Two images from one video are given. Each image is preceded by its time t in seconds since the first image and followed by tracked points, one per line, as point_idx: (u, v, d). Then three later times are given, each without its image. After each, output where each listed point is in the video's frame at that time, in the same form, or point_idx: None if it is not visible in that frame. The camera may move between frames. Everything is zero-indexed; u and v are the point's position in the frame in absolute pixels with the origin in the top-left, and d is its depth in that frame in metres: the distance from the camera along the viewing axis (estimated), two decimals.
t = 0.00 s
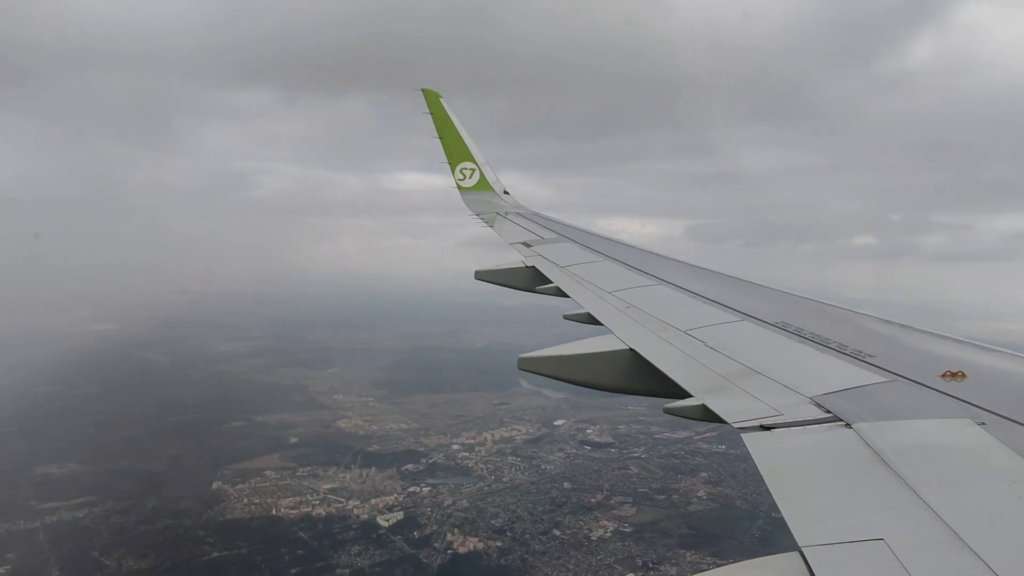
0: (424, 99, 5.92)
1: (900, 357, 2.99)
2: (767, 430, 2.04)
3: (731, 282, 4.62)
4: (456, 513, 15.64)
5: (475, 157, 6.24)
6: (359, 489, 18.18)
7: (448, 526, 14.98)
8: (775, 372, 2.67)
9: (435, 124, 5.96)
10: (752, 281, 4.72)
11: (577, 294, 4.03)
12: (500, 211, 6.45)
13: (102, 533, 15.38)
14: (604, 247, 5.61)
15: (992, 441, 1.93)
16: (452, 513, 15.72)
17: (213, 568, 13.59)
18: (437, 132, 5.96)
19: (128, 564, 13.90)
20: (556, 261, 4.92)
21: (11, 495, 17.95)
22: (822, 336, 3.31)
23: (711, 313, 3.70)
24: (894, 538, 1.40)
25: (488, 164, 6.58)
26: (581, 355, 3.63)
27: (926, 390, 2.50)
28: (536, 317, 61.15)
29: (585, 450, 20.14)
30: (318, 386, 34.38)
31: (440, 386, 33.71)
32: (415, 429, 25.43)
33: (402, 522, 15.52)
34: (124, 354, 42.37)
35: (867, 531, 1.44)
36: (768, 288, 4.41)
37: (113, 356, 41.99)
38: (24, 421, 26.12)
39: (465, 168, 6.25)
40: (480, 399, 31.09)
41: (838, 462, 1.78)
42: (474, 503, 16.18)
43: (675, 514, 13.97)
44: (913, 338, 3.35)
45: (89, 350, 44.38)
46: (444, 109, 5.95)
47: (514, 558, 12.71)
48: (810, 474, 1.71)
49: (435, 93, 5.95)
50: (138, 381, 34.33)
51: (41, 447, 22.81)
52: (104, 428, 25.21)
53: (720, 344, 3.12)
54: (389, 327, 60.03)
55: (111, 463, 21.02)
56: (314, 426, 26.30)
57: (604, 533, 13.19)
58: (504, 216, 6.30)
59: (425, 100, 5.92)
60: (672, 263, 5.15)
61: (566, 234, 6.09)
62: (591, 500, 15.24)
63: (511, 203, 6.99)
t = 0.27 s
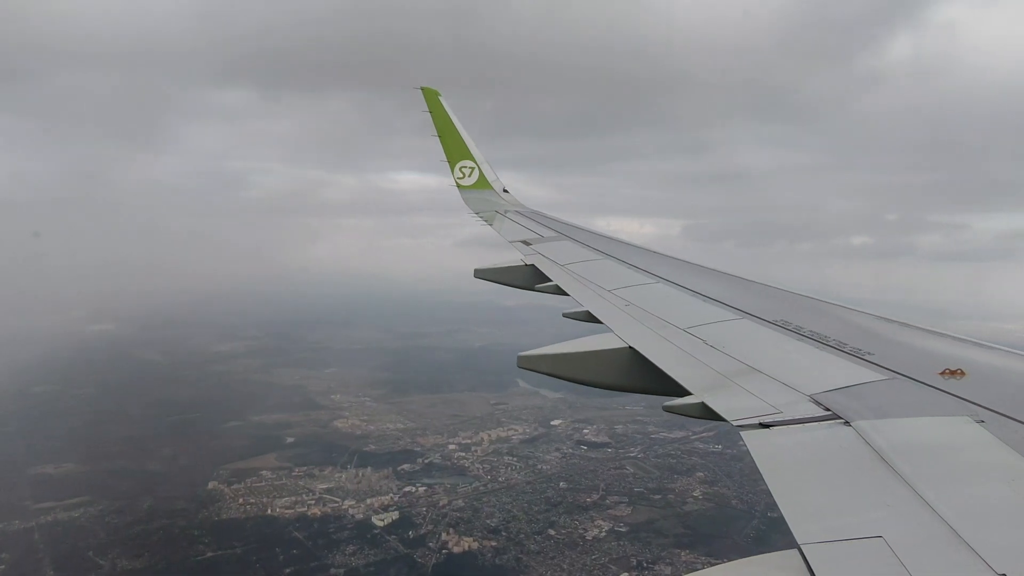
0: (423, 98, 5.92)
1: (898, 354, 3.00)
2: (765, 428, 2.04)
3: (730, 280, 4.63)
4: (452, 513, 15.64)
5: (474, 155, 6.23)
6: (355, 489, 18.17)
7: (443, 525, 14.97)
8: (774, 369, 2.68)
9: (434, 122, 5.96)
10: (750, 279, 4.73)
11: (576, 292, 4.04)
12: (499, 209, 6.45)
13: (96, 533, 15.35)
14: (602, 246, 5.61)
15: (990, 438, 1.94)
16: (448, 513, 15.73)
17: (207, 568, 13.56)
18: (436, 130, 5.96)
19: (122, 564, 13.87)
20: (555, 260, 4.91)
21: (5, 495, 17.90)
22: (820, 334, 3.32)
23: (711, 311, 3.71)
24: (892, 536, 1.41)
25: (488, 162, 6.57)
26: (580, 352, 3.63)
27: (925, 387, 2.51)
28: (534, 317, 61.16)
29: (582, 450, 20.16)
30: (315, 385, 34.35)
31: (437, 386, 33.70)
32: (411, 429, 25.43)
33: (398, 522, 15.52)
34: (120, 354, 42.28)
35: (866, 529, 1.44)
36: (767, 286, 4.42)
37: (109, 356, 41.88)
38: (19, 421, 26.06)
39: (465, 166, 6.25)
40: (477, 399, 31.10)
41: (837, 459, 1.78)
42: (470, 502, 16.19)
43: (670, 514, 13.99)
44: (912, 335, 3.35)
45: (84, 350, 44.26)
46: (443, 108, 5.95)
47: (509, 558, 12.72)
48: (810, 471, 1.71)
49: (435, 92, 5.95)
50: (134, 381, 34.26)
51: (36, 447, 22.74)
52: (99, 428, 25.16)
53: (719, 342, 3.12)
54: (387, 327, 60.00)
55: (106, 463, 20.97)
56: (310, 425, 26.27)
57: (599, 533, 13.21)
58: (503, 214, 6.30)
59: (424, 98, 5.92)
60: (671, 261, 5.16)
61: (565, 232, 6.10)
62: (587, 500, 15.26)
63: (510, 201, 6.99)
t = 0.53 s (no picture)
0: (422, 96, 5.91)
1: (898, 353, 3.00)
2: (765, 426, 2.04)
3: (729, 278, 4.63)
4: (447, 513, 15.64)
5: (473, 153, 6.22)
6: (351, 489, 18.15)
7: (438, 525, 14.97)
8: (774, 368, 2.68)
9: (433, 120, 5.95)
10: (749, 278, 4.74)
11: (575, 291, 4.03)
12: (498, 207, 6.44)
13: (91, 532, 15.29)
14: (602, 244, 5.61)
15: (989, 436, 1.94)
16: (443, 512, 15.73)
17: (202, 568, 13.53)
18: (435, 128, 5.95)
19: (116, 564, 13.83)
20: (555, 258, 4.90)
21: None
22: (820, 333, 3.32)
23: (710, 309, 3.71)
24: (892, 534, 1.41)
25: (487, 160, 6.56)
26: (579, 351, 3.62)
27: (925, 386, 2.51)
28: (531, 317, 61.14)
29: (578, 450, 20.18)
30: (312, 385, 34.31)
31: (434, 387, 33.68)
32: (408, 429, 25.42)
33: (393, 521, 15.51)
34: (116, 354, 42.17)
35: (866, 527, 1.44)
36: (766, 285, 4.42)
37: (104, 356, 41.73)
38: (14, 420, 25.96)
39: (464, 164, 6.24)
40: (474, 399, 31.10)
41: (837, 457, 1.78)
42: (465, 502, 16.19)
43: (665, 514, 14.01)
44: (911, 334, 3.36)
45: (80, 349, 44.10)
46: (442, 106, 5.95)
47: (504, 558, 12.72)
48: (809, 470, 1.71)
49: (434, 89, 5.94)
50: (129, 381, 34.16)
51: (31, 447, 22.66)
52: (95, 428, 25.08)
53: (719, 340, 3.12)
54: (384, 327, 59.93)
55: (101, 463, 20.90)
56: (307, 425, 26.24)
57: (594, 532, 13.23)
58: (503, 212, 6.29)
59: (423, 96, 5.91)
60: (670, 259, 5.16)
61: (565, 230, 6.09)
62: (582, 500, 15.27)
63: (509, 199, 6.98)
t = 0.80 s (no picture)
0: (421, 96, 5.91)
1: (897, 353, 3.00)
2: (765, 427, 2.04)
3: (726, 278, 4.64)
4: (442, 513, 15.65)
5: (472, 153, 6.23)
6: (346, 488, 18.14)
7: (434, 525, 14.97)
8: (772, 369, 2.68)
9: (432, 120, 5.95)
10: (745, 278, 4.74)
11: (574, 291, 4.03)
12: (497, 208, 6.43)
13: (86, 532, 15.27)
14: (601, 245, 5.60)
15: (989, 438, 1.94)
16: (439, 512, 15.73)
17: (196, 568, 13.50)
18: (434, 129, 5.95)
19: (111, 564, 13.80)
20: (553, 259, 4.90)
21: None
22: (818, 333, 3.33)
23: (708, 310, 3.71)
24: (891, 534, 1.41)
25: (485, 161, 6.56)
26: (579, 352, 3.61)
27: (924, 387, 2.51)
28: (529, 318, 61.20)
29: (574, 450, 20.21)
30: (309, 385, 34.28)
31: (431, 387, 33.68)
32: (405, 428, 25.43)
33: (388, 521, 15.51)
34: (112, 354, 42.02)
35: (865, 526, 1.45)
36: (764, 285, 4.42)
37: (101, 356, 41.62)
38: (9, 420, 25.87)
39: (462, 165, 6.24)
40: (472, 399, 31.11)
41: (834, 458, 1.78)
42: (461, 502, 16.19)
43: (661, 514, 14.03)
44: (908, 334, 3.36)
45: (77, 349, 44.01)
46: (441, 106, 5.94)
47: (498, 557, 12.73)
48: (812, 471, 1.71)
49: (433, 90, 5.94)
50: (126, 381, 34.09)
51: (26, 447, 22.60)
52: (90, 428, 25.02)
53: (717, 341, 3.12)
54: (382, 327, 59.91)
55: (97, 462, 20.85)
56: (304, 425, 26.22)
57: (589, 532, 13.25)
58: (502, 213, 6.28)
59: (422, 97, 5.91)
60: (669, 260, 5.16)
61: (563, 231, 6.08)
62: (578, 500, 15.28)
63: (508, 199, 6.97)
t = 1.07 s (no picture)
0: (419, 98, 5.90)
1: (895, 355, 3.01)
2: (764, 429, 2.05)
3: (725, 280, 4.65)
4: (438, 512, 15.65)
5: (470, 155, 6.24)
6: (342, 488, 18.14)
7: (429, 525, 14.97)
8: (770, 370, 2.69)
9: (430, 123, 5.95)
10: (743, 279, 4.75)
11: (573, 293, 4.03)
12: (496, 210, 6.43)
13: (81, 531, 15.22)
14: (600, 246, 5.60)
15: (987, 439, 1.95)
16: (434, 512, 15.73)
17: (190, 568, 13.46)
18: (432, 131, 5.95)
19: (105, 563, 13.76)
20: (552, 260, 4.91)
21: None
22: (817, 334, 3.34)
23: (707, 311, 3.72)
24: (890, 536, 1.41)
25: (484, 163, 6.57)
26: (578, 354, 3.62)
27: (923, 388, 2.52)
28: (526, 318, 61.26)
29: (570, 449, 20.22)
30: (306, 385, 34.24)
31: (428, 387, 33.68)
32: (401, 428, 25.42)
33: (383, 521, 15.50)
34: (108, 353, 41.93)
35: (865, 528, 1.45)
36: (763, 287, 4.43)
37: (97, 356, 41.53)
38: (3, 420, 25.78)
39: (461, 167, 6.25)
40: (469, 398, 31.12)
41: (833, 460, 1.79)
42: (456, 502, 16.18)
43: (656, 513, 14.04)
44: (907, 336, 3.37)
45: (72, 349, 43.89)
46: (439, 108, 5.94)
47: (493, 557, 12.73)
48: (811, 473, 1.71)
49: (431, 92, 5.93)
50: (122, 380, 34.02)
51: (21, 447, 22.52)
52: (86, 428, 24.96)
53: (715, 343, 3.13)
54: (379, 327, 59.86)
55: (92, 462, 20.79)
56: (300, 425, 26.20)
57: (584, 532, 13.26)
58: (500, 215, 6.28)
59: (420, 99, 5.90)
60: (667, 261, 5.17)
61: (562, 233, 6.09)
62: (573, 499, 15.28)
63: (507, 201, 6.97)
